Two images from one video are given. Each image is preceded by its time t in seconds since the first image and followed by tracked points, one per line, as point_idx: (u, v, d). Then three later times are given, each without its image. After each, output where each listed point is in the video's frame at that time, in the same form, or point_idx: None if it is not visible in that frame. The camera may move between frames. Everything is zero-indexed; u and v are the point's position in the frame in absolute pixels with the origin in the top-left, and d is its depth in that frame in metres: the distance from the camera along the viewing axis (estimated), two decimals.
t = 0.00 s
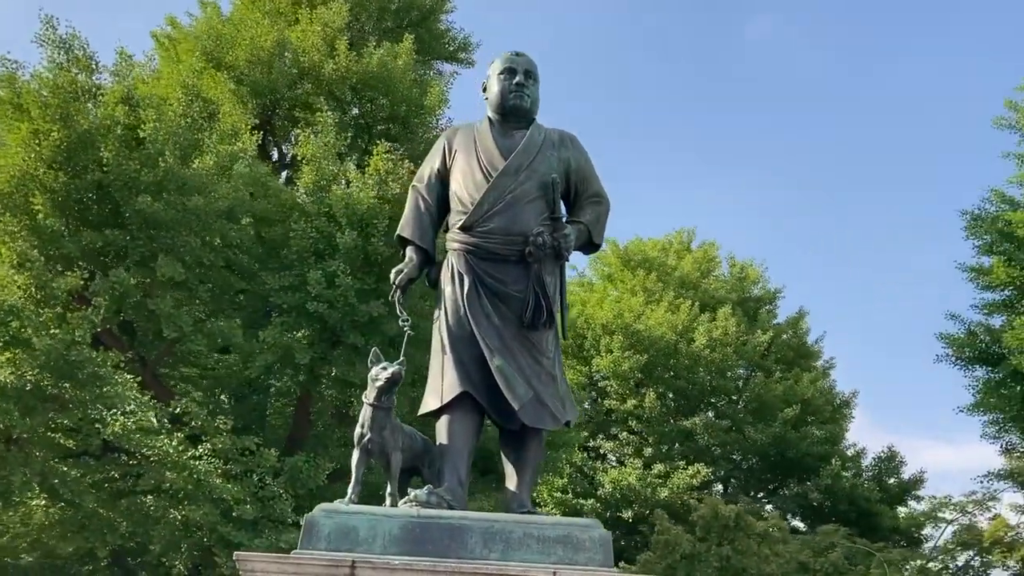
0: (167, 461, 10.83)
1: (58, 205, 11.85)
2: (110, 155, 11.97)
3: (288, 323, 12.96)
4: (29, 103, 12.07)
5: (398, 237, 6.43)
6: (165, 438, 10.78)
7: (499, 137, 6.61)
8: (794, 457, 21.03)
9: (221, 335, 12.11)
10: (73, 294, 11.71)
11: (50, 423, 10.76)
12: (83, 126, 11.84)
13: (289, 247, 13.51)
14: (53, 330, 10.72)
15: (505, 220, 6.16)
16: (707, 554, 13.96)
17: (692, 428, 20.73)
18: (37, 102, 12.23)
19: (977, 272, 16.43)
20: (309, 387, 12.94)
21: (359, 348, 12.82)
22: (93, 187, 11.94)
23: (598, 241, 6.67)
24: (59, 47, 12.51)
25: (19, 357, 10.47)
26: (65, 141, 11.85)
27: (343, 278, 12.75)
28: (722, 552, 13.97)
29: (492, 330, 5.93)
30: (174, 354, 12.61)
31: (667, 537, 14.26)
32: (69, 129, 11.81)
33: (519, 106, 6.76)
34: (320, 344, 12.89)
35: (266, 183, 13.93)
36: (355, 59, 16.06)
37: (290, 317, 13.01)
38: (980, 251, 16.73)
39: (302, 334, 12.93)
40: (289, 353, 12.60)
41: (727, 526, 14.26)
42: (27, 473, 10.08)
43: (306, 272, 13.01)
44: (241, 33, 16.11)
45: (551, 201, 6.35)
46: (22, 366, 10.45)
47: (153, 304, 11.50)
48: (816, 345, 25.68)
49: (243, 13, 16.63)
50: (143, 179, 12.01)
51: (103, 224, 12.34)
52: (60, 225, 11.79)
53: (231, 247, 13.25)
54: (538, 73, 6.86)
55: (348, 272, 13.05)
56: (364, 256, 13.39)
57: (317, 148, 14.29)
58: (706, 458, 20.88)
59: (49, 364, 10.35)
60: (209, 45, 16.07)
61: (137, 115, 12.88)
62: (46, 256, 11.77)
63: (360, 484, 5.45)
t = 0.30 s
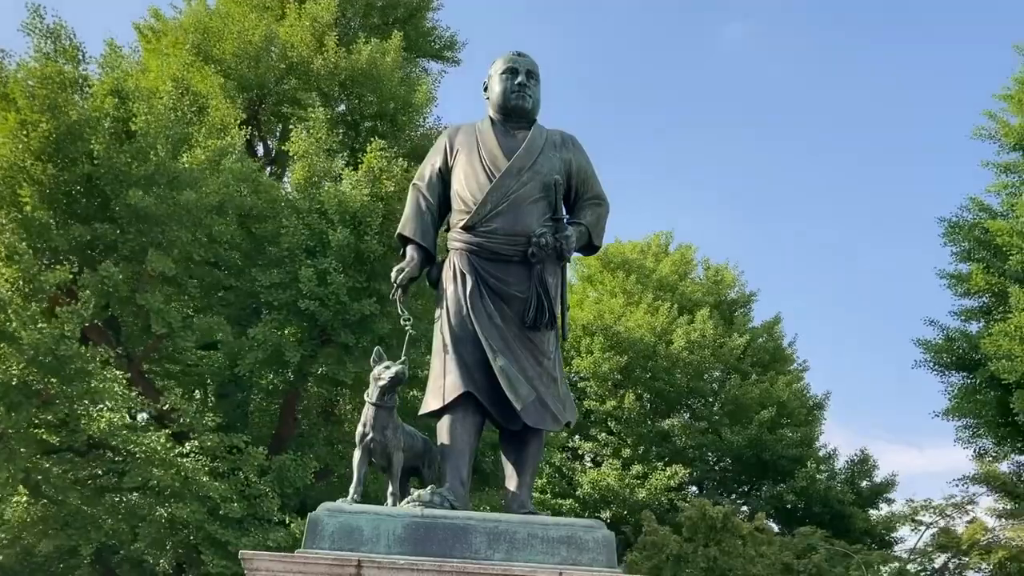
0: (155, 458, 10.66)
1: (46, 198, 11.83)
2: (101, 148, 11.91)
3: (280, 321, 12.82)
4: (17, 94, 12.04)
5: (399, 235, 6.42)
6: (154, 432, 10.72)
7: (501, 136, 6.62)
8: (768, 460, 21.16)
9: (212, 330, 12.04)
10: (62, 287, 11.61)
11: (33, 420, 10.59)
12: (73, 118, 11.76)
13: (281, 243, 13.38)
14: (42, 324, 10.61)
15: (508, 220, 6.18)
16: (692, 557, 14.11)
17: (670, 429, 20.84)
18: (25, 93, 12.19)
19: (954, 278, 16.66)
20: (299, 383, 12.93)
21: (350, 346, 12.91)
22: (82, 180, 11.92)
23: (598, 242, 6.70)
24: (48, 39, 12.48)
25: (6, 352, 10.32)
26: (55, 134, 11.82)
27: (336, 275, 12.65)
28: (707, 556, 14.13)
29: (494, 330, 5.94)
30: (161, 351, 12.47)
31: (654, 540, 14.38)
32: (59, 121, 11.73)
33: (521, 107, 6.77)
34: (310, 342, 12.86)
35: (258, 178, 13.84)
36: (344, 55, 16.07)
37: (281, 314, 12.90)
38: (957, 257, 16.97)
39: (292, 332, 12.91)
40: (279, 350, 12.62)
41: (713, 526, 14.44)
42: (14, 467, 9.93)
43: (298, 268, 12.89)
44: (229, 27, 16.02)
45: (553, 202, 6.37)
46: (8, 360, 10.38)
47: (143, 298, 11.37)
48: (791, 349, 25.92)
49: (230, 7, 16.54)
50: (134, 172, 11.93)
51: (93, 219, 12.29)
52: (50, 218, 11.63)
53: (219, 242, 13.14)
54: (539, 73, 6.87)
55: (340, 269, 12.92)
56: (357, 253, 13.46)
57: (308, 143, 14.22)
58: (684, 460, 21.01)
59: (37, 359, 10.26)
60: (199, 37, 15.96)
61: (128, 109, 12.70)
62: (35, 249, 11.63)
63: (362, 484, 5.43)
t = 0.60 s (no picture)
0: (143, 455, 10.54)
1: (36, 190, 11.74)
2: (92, 142, 11.84)
3: (272, 318, 12.72)
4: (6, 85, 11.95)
5: (401, 235, 6.40)
6: (143, 429, 10.53)
7: (504, 137, 6.62)
8: (745, 462, 21.34)
9: (202, 326, 11.93)
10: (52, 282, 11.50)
11: (19, 416, 10.40)
12: (63, 110, 11.80)
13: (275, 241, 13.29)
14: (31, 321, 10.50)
15: (512, 222, 6.18)
16: (684, 558, 14.51)
17: (649, 431, 20.95)
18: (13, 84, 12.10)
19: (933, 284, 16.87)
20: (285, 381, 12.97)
21: (341, 344, 13.04)
22: (71, 174, 11.89)
23: (598, 245, 6.72)
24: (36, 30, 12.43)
25: None
26: (44, 127, 11.77)
27: (329, 274, 12.58)
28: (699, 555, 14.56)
29: (498, 331, 5.94)
30: (149, 347, 12.32)
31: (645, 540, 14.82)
32: (48, 114, 11.72)
33: (523, 108, 6.77)
34: (300, 340, 12.82)
35: (251, 177, 13.88)
36: (334, 52, 16.05)
37: (273, 312, 12.80)
38: (935, 263, 17.19)
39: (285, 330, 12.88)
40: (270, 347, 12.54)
41: (701, 528, 14.93)
42: (2, 464, 9.65)
43: (290, 266, 12.79)
44: (216, 20, 15.87)
45: (556, 204, 6.38)
46: None
47: (133, 294, 11.23)
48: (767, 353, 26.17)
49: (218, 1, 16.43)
50: (126, 166, 11.88)
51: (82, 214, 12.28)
52: (40, 212, 11.58)
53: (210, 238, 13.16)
54: (541, 75, 6.88)
55: (333, 267, 12.82)
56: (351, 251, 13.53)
57: (302, 139, 14.10)
58: (663, 462, 21.11)
59: (27, 354, 10.15)
60: (189, 30, 15.75)
61: (120, 100, 12.92)
62: (25, 242, 11.54)
63: (367, 484, 5.41)
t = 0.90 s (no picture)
0: (132, 453, 10.43)
1: (27, 183, 11.63)
2: (86, 136, 11.73)
3: (265, 317, 12.64)
4: None
5: (405, 236, 6.41)
6: (132, 426, 10.40)
7: (508, 140, 6.64)
8: (723, 464, 21.54)
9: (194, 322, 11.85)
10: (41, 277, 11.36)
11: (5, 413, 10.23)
12: (55, 103, 11.65)
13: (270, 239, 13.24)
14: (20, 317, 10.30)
15: (517, 225, 6.21)
16: (673, 560, 15.03)
17: (628, 432, 21.13)
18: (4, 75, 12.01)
19: (911, 292, 17.12)
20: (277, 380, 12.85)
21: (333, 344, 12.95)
22: (63, 168, 11.71)
23: (600, 249, 6.76)
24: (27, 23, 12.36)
25: None
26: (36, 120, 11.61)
27: (324, 273, 12.53)
28: (687, 556, 15.06)
29: (503, 334, 5.97)
30: (136, 344, 12.21)
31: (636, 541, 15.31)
32: (40, 106, 11.58)
33: (527, 111, 6.80)
34: (292, 339, 12.77)
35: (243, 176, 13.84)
36: (325, 49, 16.16)
37: (266, 311, 12.72)
38: (915, 271, 17.44)
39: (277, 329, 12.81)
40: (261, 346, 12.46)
41: (690, 531, 15.46)
42: None
43: (284, 265, 12.75)
44: (204, 14, 15.77)
45: (559, 208, 6.42)
46: None
47: (124, 290, 11.13)
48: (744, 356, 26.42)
49: None
50: (120, 160, 11.74)
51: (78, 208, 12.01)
52: (31, 205, 11.49)
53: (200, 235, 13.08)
54: (544, 79, 6.91)
55: (328, 267, 12.79)
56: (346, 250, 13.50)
57: (295, 137, 14.11)
58: (642, 463, 21.24)
59: (15, 348, 9.75)
60: (178, 23, 15.63)
61: (110, 93, 12.93)
62: (15, 235, 11.36)
63: (373, 485, 5.40)
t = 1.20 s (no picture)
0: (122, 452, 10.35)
1: (17, 177, 11.70)
2: (81, 131, 11.69)
3: (258, 315, 12.58)
4: None
5: (409, 238, 6.41)
6: (123, 424, 10.32)
7: (512, 145, 6.66)
8: (701, 466, 21.72)
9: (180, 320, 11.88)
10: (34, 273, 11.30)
11: None
12: (47, 97, 11.74)
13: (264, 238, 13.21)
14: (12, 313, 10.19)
15: (521, 229, 6.24)
16: (663, 562, 15.70)
17: (608, 434, 21.51)
18: None
19: (892, 299, 17.35)
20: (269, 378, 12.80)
21: (326, 343, 12.94)
22: (57, 162, 11.71)
23: (601, 255, 6.80)
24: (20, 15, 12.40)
25: None
26: (28, 113, 11.66)
27: (320, 273, 12.52)
28: (677, 559, 15.65)
29: (507, 338, 5.99)
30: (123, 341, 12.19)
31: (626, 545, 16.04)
32: (32, 100, 11.67)
33: (531, 117, 6.83)
34: (284, 338, 12.73)
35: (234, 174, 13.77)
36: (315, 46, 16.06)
37: (259, 310, 12.69)
38: (895, 278, 17.71)
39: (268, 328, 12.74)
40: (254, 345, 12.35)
41: (680, 534, 16.10)
42: None
43: (279, 264, 12.71)
44: (194, 9, 15.73)
45: (563, 213, 6.45)
46: None
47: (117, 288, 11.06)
48: (722, 359, 26.65)
49: None
50: (115, 156, 11.68)
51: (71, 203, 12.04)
52: (21, 199, 11.56)
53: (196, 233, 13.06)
54: (548, 84, 6.94)
55: (322, 267, 12.80)
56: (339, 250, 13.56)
57: (290, 136, 14.19)
58: (622, 464, 21.39)
59: (4, 344, 9.65)
60: (169, 18, 15.59)
61: (103, 88, 12.77)
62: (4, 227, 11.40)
63: (379, 487, 5.40)
